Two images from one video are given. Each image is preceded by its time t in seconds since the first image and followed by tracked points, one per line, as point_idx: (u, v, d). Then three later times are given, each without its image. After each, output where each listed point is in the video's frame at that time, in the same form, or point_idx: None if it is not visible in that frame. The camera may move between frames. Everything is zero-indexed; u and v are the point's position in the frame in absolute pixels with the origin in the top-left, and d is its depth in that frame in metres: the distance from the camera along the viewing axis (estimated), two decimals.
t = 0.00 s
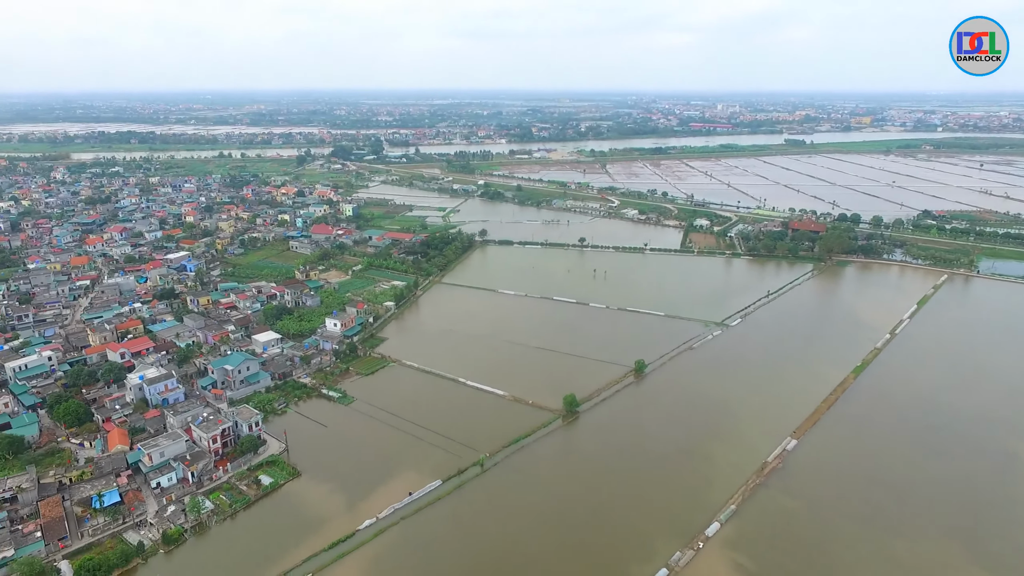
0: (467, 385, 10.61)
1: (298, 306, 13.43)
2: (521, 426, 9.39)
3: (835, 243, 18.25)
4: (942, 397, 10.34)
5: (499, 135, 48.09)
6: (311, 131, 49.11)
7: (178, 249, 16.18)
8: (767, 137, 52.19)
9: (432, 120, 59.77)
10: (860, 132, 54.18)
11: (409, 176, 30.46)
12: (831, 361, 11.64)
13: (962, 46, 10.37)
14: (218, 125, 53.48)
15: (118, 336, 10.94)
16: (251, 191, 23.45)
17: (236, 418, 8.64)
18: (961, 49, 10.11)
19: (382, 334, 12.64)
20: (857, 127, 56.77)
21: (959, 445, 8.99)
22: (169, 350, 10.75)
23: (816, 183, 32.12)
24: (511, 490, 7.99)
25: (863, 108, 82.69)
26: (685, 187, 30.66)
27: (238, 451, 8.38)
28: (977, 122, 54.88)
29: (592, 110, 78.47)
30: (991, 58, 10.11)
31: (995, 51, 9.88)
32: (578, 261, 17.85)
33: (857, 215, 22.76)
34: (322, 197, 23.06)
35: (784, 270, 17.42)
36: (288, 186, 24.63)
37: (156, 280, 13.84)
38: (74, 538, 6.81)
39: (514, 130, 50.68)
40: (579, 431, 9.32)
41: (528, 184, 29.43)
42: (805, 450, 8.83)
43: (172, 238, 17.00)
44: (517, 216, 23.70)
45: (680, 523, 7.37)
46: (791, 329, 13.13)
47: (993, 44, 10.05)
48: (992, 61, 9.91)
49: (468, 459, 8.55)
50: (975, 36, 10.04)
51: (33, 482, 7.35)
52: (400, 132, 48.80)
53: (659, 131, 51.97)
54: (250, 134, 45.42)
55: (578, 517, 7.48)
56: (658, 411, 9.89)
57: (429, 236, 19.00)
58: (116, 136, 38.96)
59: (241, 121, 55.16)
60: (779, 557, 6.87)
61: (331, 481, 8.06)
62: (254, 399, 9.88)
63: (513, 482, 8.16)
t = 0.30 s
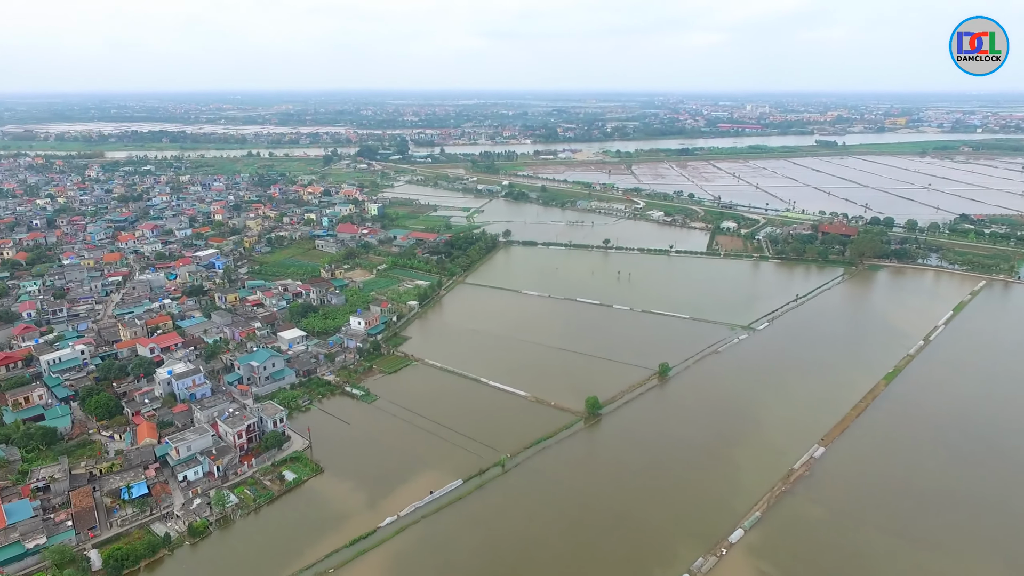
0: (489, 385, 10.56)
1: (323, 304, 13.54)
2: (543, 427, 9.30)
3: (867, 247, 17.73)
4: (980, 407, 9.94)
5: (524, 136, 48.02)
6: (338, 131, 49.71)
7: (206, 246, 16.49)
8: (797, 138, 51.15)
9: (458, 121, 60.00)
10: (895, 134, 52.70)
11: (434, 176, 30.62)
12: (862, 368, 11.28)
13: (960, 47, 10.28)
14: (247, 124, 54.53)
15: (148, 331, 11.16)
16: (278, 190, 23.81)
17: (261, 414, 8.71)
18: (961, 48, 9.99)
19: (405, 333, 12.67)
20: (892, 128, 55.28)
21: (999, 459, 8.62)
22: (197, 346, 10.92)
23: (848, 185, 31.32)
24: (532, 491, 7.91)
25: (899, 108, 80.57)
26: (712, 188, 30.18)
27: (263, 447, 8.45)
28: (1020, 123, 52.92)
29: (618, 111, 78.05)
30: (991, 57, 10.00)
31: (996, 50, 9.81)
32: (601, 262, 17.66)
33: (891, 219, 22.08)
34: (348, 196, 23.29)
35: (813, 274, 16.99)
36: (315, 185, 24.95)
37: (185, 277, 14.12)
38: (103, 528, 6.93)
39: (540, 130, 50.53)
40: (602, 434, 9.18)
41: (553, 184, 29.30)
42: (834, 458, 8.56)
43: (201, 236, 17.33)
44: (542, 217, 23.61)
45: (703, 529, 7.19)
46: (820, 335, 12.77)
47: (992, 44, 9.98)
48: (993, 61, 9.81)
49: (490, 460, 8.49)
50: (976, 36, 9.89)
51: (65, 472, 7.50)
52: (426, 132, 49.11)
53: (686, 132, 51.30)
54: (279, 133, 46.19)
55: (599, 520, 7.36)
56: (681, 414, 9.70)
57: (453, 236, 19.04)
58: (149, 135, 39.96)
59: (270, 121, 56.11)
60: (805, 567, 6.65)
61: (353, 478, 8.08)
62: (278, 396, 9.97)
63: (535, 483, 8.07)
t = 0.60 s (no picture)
0: (510, 386, 10.50)
1: (347, 302, 13.65)
2: (564, 428, 9.21)
3: (899, 251, 17.13)
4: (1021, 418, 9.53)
5: (548, 137, 47.90)
6: (363, 131, 50.20)
7: (233, 244, 16.78)
8: (828, 139, 49.99)
9: (482, 121, 60.15)
10: (931, 135, 51.15)
11: (458, 176, 30.72)
12: (894, 374, 10.92)
13: (958, 47, 9.87)
14: (275, 124, 55.43)
15: (175, 327, 11.38)
16: (304, 189, 24.13)
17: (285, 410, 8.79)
18: (962, 49, 9.59)
19: (427, 333, 12.69)
20: (927, 129, 53.70)
21: None
22: (223, 342, 11.08)
23: (881, 188, 30.47)
24: (554, 492, 7.83)
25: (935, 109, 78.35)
26: (739, 190, 29.67)
27: (286, 443, 8.53)
28: None
29: (644, 111, 77.44)
30: (991, 57, 9.62)
31: (996, 50, 9.44)
32: (625, 264, 17.48)
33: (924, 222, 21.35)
34: (372, 196, 23.49)
35: (843, 278, 16.55)
36: (340, 185, 25.22)
37: (212, 274, 14.37)
38: (131, 519, 7.06)
39: (564, 130, 50.32)
40: (624, 436, 9.06)
41: (577, 185, 29.14)
42: (862, 466, 8.31)
43: (228, 234, 17.64)
44: (565, 218, 23.49)
45: (725, 534, 7.05)
46: (850, 340, 12.42)
47: (992, 44, 9.58)
48: (993, 61, 9.43)
49: (511, 460, 8.43)
50: (975, 36, 9.50)
51: (94, 464, 7.65)
52: (450, 132, 49.31)
53: (713, 133, 50.57)
54: (305, 134, 46.85)
55: (619, 523, 7.26)
56: (704, 418, 9.53)
57: (476, 236, 19.04)
58: (179, 134, 40.89)
59: (297, 122, 56.96)
60: None
61: (375, 475, 8.10)
62: (302, 393, 10.06)
63: (555, 484, 7.99)
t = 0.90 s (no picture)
0: (529, 387, 10.43)
1: (368, 301, 13.72)
2: (584, 430, 9.12)
3: (930, 255, 16.66)
4: None
5: (570, 137, 47.72)
6: (386, 131, 50.57)
7: (257, 242, 17.02)
8: (856, 141, 48.90)
9: (504, 121, 60.19)
10: (965, 136, 49.72)
11: (479, 176, 30.75)
12: (924, 381, 10.59)
13: (958, 47, 9.53)
14: (299, 124, 56.14)
15: (200, 323, 11.56)
16: (327, 188, 24.38)
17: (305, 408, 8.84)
18: (962, 48, 9.24)
19: (447, 332, 12.69)
20: (961, 130, 52.20)
21: None
22: (246, 339, 11.22)
23: (911, 190, 29.68)
24: (572, 494, 7.75)
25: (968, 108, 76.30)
26: (763, 192, 29.16)
27: (306, 440, 8.58)
28: None
29: (667, 111, 76.82)
30: (991, 58, 9.30)
31: (996, 50, 9.16)
32: (646, 265, 17.29)
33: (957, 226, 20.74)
34: (393, 195, 23.63)
35: (871, 282, 16.14)
36: (362, 184, 25.42)
37: (236, 272, 14.58)
38: (155, 512, 7.16)
39: (587, 131, 50.06)
40: (644, 439, 8.93)
41: (599, 186, 28.94)
42: (889, 475, 8.08)
43: (252, 233, 17.88)
44: (586, 218, 23.34)
45: (746, 540, 6.91)
46: (878, 345, 12.08)
47: (992, 44, 9.28)
48: (993, 61, 9.12)
49: (529, 461, 8.37)
50: (975, 35, 9.20)
51: (120, 457, 7.77)
52: (472, 133, 49.44)
53: (738, 134, 49.83)
54: (329, 134, 47.39)
55: (637, 526, 7.17)
56: (726, 422, 9.35)
57: (497, 236, 19.02)
58: (206, 134, 41.64)
59: (321, 121, 57.63)
60: None
61: (394, 474, 8.11)
62: (323, 390, 10.12)
63: (573, 486, 7.91)
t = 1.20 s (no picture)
0: (548, 388, 10.36)
1: (388, 300, 13.79)
2: (602, 432, 9.02)
3: (960, 259, 16.22)
4: None
5: (592, 138, 47.50)
6: (408, 131, 50.87)
7: (280, 241, 17.25)
8: (885, 142, 47.81)
9: (525, 121, 60.17)
10: (999, 137, 48.31)
11: (500, 176, 30.75)
12: (954, 388, 10.26)
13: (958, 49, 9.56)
14: (321, 124, 56.76)
15: (223, 320, 11.74)
16: (349, 188, 24.60)
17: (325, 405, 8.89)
18: (962, 49, 9.31)
19: (466, 332, 12.69)
20: (996, 131, 50.70)
21: None
22: (268, 337, 11.35)
23: (943, 193, 28.90)
24: (590, 496, 7.68)
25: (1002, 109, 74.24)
26: (788, 194, 28.64)
27: (325, 437, 8.63)
28: None
29: (690, 112, 76.05)
30: (991, 58, 9.39)
31: (996, 51, 9.24)
32: (667, 267, 17.09)
33: (989, 230, 20.15)
34: (414, 195, 23.75)
35: (898, 286, 15.74)
36: (383, 184, 25.58)
37: (259, 270, 14.78)
38: (177, 506, 7.25)
39: (608, 131, 49.77)
40: (664, 442, 8.80)
41: (620, 187, 28.74)
42: (916, 483, 7.86)
43: (274, 231, 18.12)
44: (607, 220, 23.18)
45: (766, 546, 6.77)
46: (905, 350, 11.76)
47: (993, 44, 9.35)
48: (993, 62, 9.20)
49: (547, 462, 8.31)
50: (976, 36, 9.25)
51: (144, 451, 7.89)
52: (493, 133, 49.54)
53: (762, 134, 49.09)
54: (351, 134, 47.84)
55: (655, 529, 7.07)
56: (747, 426, 9.17)
57: (517, 236, 18.97)
58: (231, 134, 42.34)
59: (343, 121, 58.24)
60: None
61: (412, 473, 8.10)
62: (342, 388, 10.18)
63: (593, 488, 7.82)
